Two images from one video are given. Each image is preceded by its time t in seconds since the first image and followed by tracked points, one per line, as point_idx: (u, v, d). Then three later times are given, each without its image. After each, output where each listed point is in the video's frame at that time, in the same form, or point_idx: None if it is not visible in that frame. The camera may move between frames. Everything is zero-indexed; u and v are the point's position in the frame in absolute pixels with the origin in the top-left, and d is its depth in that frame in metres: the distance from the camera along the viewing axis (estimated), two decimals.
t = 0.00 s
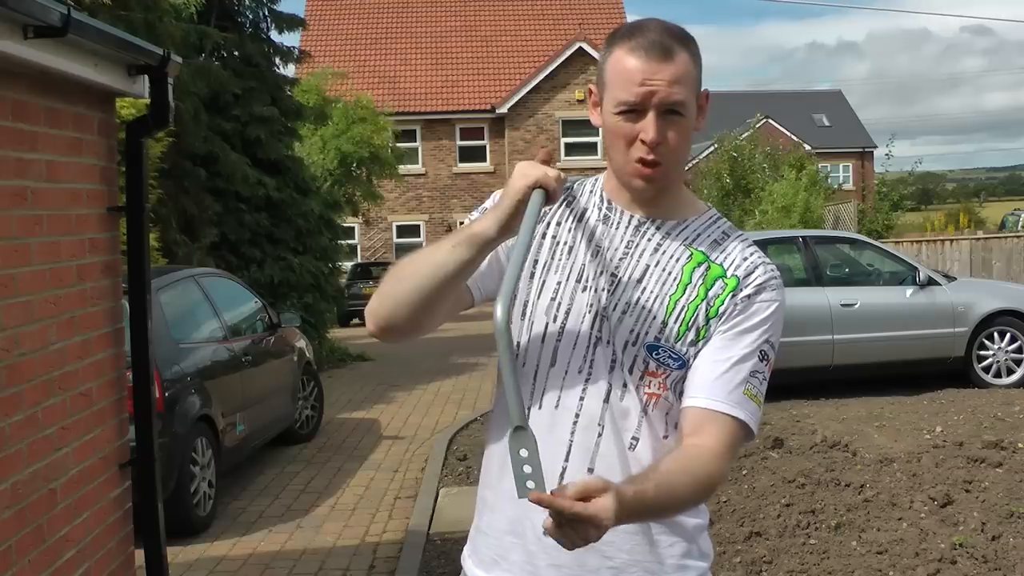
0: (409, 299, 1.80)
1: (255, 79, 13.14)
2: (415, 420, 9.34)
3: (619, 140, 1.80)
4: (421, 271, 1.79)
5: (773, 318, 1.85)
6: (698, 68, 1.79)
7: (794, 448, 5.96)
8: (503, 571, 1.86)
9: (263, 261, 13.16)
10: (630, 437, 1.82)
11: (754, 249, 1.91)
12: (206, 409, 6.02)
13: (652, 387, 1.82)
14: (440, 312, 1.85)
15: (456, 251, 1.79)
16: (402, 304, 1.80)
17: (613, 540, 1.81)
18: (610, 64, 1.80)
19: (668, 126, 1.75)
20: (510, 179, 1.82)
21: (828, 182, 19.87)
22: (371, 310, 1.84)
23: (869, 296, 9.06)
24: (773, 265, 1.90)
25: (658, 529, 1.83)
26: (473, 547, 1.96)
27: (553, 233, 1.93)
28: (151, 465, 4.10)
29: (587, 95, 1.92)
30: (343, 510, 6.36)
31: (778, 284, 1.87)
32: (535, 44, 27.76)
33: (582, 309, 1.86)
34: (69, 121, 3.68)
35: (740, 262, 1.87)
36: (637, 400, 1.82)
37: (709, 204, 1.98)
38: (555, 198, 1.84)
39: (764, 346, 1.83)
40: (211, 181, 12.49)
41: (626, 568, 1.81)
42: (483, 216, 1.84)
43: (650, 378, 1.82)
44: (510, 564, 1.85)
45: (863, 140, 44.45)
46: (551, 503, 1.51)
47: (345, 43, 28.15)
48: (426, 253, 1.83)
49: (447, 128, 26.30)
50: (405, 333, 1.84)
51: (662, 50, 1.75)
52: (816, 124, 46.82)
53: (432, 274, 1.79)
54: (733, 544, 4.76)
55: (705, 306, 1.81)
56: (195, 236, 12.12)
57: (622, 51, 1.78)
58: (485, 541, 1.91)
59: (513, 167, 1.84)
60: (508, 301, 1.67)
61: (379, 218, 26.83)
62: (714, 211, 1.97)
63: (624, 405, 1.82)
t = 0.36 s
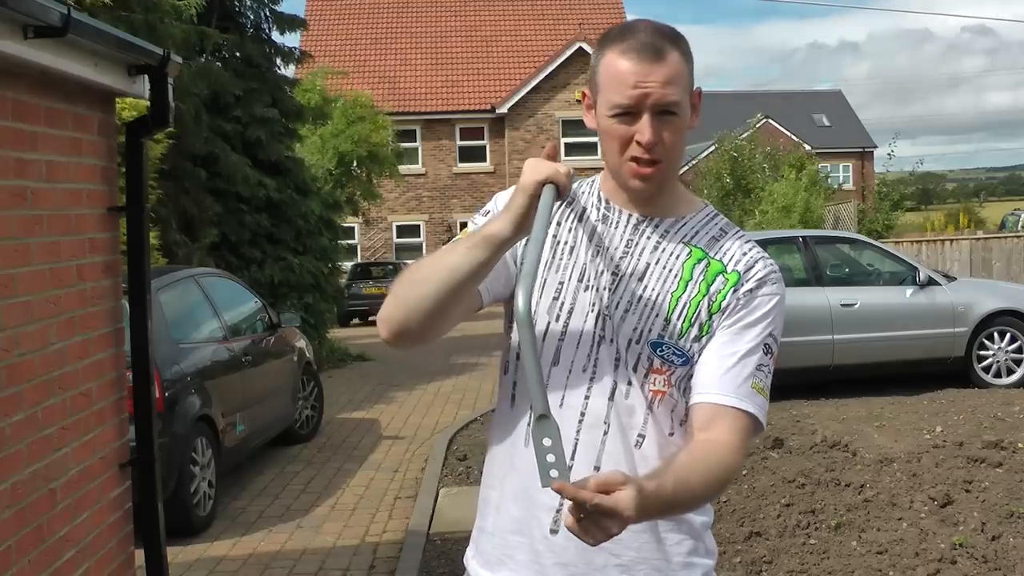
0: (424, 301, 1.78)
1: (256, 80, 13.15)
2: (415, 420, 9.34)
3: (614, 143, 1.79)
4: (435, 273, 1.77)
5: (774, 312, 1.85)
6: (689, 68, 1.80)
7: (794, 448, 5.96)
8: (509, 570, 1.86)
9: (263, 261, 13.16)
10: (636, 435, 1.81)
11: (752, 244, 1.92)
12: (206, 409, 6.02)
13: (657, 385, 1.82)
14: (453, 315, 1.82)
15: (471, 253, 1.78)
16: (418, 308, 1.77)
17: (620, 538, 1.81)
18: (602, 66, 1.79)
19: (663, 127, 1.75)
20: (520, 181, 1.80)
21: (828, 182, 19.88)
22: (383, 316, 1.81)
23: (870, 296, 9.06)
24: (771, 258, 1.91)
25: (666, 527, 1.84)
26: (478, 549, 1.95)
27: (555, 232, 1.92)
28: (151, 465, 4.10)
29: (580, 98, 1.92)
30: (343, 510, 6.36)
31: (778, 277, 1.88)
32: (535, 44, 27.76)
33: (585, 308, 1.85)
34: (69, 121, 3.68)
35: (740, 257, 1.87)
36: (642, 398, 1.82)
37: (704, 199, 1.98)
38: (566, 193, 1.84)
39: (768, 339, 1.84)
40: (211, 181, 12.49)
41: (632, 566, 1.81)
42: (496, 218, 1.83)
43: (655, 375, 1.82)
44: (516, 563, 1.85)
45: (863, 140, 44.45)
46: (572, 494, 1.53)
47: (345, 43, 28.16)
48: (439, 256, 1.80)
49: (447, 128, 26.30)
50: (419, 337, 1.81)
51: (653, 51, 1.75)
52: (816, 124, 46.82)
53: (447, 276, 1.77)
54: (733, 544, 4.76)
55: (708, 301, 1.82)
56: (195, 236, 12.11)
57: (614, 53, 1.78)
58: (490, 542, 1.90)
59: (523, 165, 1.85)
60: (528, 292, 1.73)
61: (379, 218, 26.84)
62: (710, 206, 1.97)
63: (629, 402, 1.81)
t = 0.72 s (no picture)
0: (439, 311, 1.77)
1: (256, 80, 13.15)
2: (415, 420, 9.34)
3: (606, 144, 1.80)
4: (449, 279, 1.77)
5: (774, 304, 1.85)
6: (677, 66, 1.79)
7: (794, 448, 5.96)
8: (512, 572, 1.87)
9: (263, 261, 13.16)
10: (639, 435, 1.81)
11: (749, 239, 1.92)
12: (206, 409, 6.02)
13: (659, 384, 1.81)
14: (467, 324, 1.81)
15: (485, 251, 1.78)
16: (432, 318, 1.77)
17: (624, 538, 1.81)
18: (591, 68, 1.79)
19: (655, 126, 1.76)
20: (516, 167, 1.84)
21: (828, 182, 19.90)
22: (396, 331, 1.79)
23: (870, 296, 9.06)
24: (767, 252, 1.92)
25: (669, 527, 1.83)
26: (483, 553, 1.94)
27: (550, 234, 1.93)
28: (151, 465, 4.10)
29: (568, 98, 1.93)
30: (343, 510, 6.36)
31: (776, 271, 1.89)
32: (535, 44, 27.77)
33: (583, 310, 1.86)
34: (69, 121, 3.68)
35: (737, 252, 1.88)
36: (644, 398, 1.81)
37: (697, 196, 1.99)
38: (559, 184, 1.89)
39: (768, 333, 1.83)
40: (211, 181, 12.49)
41: (637, 566, 1.81)
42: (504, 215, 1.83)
43: (657, 375, 1.81)
44: (519, 564, 1.86)
45: (863, 140, 44.44)
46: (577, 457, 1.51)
47: (345, 43, 28.16)
48: (451, 260, 1.81)
49: (447, 128, 26.30)
50: (433, 350, 1.80)
51: (641, 51, 1.75)
52: (816, 124, 46.84)
53: (460, 279, 1.77)
54: (733, 545, 4.76)
55: (707, 299, 1.82)
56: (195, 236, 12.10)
57: (601, 54, 1.78)
58: (495, 546, 1.90)
59: (515, 161, 1.87)
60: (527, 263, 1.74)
61: (379, 218, 26.84)
62: (703, 203, 1.98)
63: (631, 403, 1.81)
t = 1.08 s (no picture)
0: (443, 317, 1.75)
1: (255, 80, 13.15)
2: (415, 420, 9.34)
3: (603, 147, 1.79)
4: (455, 286, 1.77)
5: (768, 298, 1.85)
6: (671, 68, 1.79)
7: (794, 448, 5.95)
8: None
9: (262, 261, 13.16)
10: (640, 435, 1.79)
11: (740, 232, 1.91)
12: (206, 409, 6.02)
13: (659, 384, 1.80)
14: (468, 330, 1.79)
15: (489, 253, 1.78)
16: (434, 326, 1.75)
17: (627, 540, 1.80)
18: (584, 68, 1.79)
19: (650, 128, 1.75)
20: (512, 168, 1.85)
21: (828, 182, 19.92)
22: (398, 341, 1.76)
23: (870, 296, 9.06)
24: (760, 243, 1.90)
25: (671, 527, 1.83)
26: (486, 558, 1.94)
27: (543, 237, 1.90)
28: (151, 465, 4.10)
29: (560, 102, 1.91)
30: (343, 510, 6.36)
31: (770, 264, 1.87)
32: (535, 44, 27.76)
33: (578, 314, 1.84)
34: (69, 121, 3.68)
35: (731, 247, 1.86)
36: (644, 399, 1.80)
37: (688, 191, 1.98)
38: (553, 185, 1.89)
39: (763, 327, 1.83)
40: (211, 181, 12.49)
41: (640, 567, 1.80)
42: (503, 218, 1.83)
43: (656, 375, 1.80)
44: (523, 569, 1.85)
45: (863, 140, 44.43)
46: (551, 447, 1.53)
47: (345, 43, 28.16)
48: (455, 267, 1.81)
49: (447, 128, 26.30)
50: (433, 360, 1.78)
51: (636, 53, 1.75)
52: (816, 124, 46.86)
53: (464, 283, 1.77)
54: (733, 545, 4.76)
55: (703, 297, 1.81)
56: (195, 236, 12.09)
57: (596, 56, 1.77)
58: (498, 550, 1.90)
59: (510, 163, 1.89)
60: (518, 259, 1.73)
61: (379, 218, 26.85)
62: (695, 197, 1.96)
63: (631, 403, 1.80)
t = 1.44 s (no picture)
0: (437, 327, 1.79)
1: (255, 80, 13.16)
2: (415, 420, 9.34)
3: (581, 149, 1.78)
4: (447, 295, 1.78)
5: (760, 296, 1.82)
6: (636, 59, 1.79)
7: (794, 448, 5.95)
8: None
9: (262, 261, 13.15)
10: (635, 438, 1.79)
11: (733, 230, 1.89)
12: (206, 409, 6.01)
13: (652, 387, 1.79)
14: (463, 339, 1.82)
15: (475, 260, 1.79)
16: (432, 335, 1.79)
17: (624, 544, 1.80)
18: (549, 74, 1.80)
19: (624, 121, 1.74)
20: (493, 172, 1.87)
21: (828, 182, 19.93)
22: (395, 355, 1.82)
23: (870, 296, 9.06)
24: (754, 242, 1.88)
25: (671, 529, 1.82)
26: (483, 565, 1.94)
27: (533, 242, 1.92)
28: (151, 465, 4.10)
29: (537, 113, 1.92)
30: (343, 510, 6.36)
31: (762, 262, 1.85)
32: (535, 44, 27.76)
33: (570, 320, 1.85)
34: (69, 121, 3.68)
35: (722, 246, 1.85)
36: (638, 402, 1.79)
37: (681, 190, 1.97)
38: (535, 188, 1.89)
39: (756, 325, 1.80)
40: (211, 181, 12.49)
41: (638, 571, 1.80)
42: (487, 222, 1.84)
43: (649, 378, 1.79)
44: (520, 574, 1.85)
45: (863, 141, 44.44)
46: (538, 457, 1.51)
47: (345, 43, 28.15)
48: (443, 274, 1.83)
49: (447, 128, 26.30)
50: (430, 367, 1.82)
51: (594, 48, 1.76)
52: (816, 124, 46.85)
53: (457, 287, 1.78)
54: (733, 544, 4.76)
55: (694, 298, 1.79)
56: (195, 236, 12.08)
57: (558, 60, 1.79)
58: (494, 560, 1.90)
59: (492, 170, 1.90)
60: (497, 263, 1.69)
61: (379, 218, 26.84)
62: (687, 196, 1.96)
63: (625, 408, 1.79)
